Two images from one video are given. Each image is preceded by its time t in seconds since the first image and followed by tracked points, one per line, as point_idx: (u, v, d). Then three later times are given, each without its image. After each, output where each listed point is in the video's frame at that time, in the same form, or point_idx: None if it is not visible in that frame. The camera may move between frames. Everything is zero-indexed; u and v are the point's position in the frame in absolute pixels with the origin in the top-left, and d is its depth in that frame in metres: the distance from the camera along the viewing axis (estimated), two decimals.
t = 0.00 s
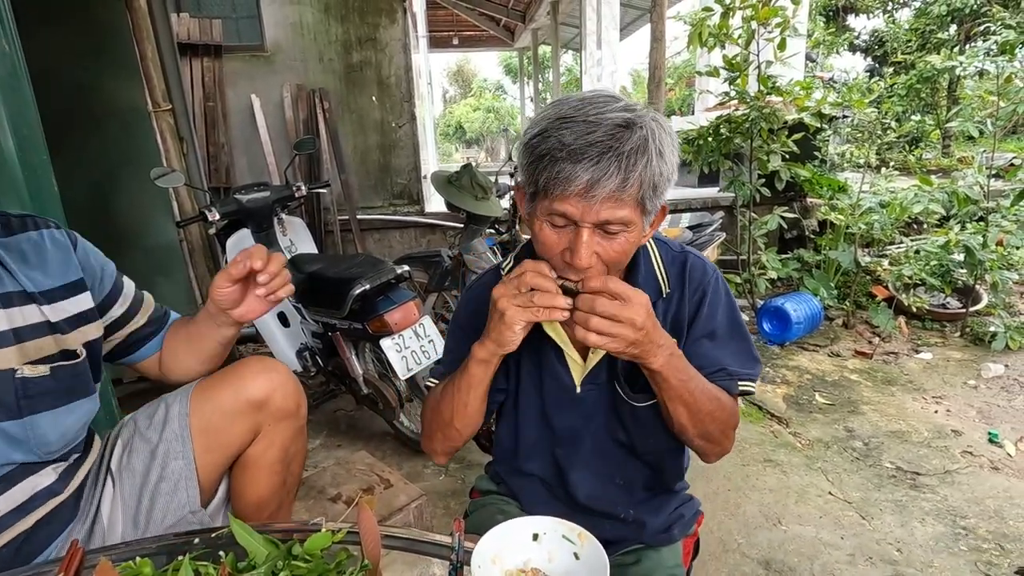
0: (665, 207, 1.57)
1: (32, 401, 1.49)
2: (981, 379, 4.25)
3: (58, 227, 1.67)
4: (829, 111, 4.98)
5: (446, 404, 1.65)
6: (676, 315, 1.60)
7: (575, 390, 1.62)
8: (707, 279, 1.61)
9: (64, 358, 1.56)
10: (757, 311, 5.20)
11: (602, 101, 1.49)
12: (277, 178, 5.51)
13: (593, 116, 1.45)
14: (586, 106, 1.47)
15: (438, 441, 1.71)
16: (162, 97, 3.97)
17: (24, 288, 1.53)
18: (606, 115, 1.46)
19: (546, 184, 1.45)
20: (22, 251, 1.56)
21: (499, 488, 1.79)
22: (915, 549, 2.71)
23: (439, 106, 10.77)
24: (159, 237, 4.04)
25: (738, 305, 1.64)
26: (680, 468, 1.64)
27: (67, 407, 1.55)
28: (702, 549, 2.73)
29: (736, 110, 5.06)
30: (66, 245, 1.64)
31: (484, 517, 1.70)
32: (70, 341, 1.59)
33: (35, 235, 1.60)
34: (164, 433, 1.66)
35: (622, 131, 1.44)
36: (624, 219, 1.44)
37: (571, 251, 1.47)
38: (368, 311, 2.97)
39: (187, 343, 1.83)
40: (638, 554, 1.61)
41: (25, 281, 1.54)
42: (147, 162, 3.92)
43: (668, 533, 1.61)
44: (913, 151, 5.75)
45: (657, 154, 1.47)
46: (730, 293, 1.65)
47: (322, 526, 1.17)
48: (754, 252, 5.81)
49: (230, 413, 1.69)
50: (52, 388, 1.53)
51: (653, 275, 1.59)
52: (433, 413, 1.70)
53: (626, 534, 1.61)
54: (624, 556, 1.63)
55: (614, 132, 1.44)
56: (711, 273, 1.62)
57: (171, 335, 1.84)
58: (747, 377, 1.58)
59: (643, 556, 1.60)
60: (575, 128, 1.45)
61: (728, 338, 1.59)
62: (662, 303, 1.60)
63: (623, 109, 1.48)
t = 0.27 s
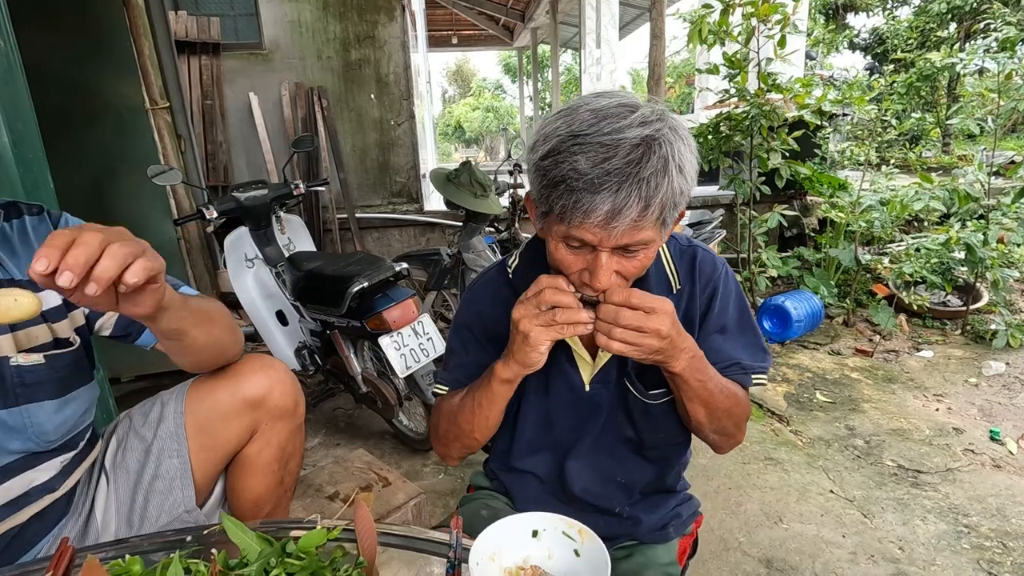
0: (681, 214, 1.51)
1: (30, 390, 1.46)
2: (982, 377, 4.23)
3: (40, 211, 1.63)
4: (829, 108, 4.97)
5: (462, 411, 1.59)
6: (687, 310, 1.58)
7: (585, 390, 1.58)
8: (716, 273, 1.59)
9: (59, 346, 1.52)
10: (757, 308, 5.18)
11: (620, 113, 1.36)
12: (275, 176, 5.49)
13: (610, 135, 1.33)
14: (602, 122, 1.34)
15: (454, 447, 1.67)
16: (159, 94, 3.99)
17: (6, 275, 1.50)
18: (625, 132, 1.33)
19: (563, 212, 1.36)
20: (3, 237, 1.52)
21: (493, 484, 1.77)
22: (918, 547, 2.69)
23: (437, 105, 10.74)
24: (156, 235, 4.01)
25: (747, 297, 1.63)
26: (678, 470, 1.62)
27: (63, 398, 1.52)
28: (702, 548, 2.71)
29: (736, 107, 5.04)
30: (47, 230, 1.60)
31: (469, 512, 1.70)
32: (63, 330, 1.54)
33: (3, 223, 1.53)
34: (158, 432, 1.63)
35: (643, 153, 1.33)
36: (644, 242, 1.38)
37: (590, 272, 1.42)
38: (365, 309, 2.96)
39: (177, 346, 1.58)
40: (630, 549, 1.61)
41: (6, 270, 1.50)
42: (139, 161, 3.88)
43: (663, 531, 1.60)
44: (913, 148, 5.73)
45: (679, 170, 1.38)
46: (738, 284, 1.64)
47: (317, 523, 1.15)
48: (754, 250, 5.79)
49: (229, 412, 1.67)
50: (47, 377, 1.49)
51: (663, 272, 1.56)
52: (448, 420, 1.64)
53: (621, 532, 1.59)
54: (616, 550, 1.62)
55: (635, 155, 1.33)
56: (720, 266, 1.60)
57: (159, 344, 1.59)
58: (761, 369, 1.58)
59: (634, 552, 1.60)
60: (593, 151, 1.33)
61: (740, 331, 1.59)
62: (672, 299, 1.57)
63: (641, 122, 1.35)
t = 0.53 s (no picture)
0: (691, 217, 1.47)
1: (21, 385, 1.44)
2: (982, 374, 4.22)
3: (36, 206, 1.60)
4: (828, 106, 4.95)
5: (467, 410, 1.56)
6: (692, 306, 1.56)
7: (584, 387, 1.57)
8: (722, 267, 1.57)
9: (48, 342, 1.50)
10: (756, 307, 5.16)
11: (634, 118, 1.30)
12: (273, 175, 5.47)
13: (622, 140, 1.28)
14: (613, 126, 1.29)
15: (457, 443, 1.65)
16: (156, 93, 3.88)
17: None
18: (637, 137, 1.28)
19: (571, 220, 1.31)
20: None
21: (486, 481, 1.75)
22: (918, 545, 2.68)
23: (436, 104, 10.71)
24: (152, 233, 3.99)
25: (752, 291, 1.62)
26: (678, 470, 1.60)
27: (55, 394, 1.50)
28: (701, 547, 2.69)
29: (734, 105, 5.02)
30: (40, 225, 1.57)
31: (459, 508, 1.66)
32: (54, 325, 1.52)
33: None
34: (143, 437, 1.58)
35: (657, 162, 1.28)
36: (653, 251, 1.34)
37: (597, 279, 1.39)
38: (362, 307, 2.94)
39: (159, 364, 1.54)
40: (625, 548, 1.59)
41: None
42: (135, 157, 3.86)
43: (660, 532, 1.57)
44: (912, 146, 5.72)
45: (691, 178, 1.34)
46: (743, 278, 1.62)
47: (307, 520, 1.13)
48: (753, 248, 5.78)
49: (216, 418, 1.62)
50: (38, 372, 1.47)
51: (668, 267, 1.54)
52: (451, 416, 1.61)
53: (616, 531, 1.57)
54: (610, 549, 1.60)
55: (648, 163, 1.28)
56: (725, 260, 1.58)
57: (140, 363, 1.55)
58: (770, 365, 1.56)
59: (628, 551, 1.57)
60: (604, 157, 1.28)
61: (747, 326, 1.57)
62: (676, 295, 1.55)
63: (654, 125, 1.30)
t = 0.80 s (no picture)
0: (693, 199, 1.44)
1: None
2: (981, 373, 4.20)
3: (14, 199, 1.57)
4: (827, 104, 4.92)
5: (462, 410, 1.53)
6: (691, 300, 1.54)
7: (581, 384, 1.54)
8: (720, 259, 1.54)
9: (26, 338, 1.47)
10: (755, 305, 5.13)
11: (625, 88, 1.30)
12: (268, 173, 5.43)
13: (615, 108, 1.27)
14: (605, 96, 1.29)
15: (454, 444, 1.61)
16: (149, 90, 3.89)
17: None
18: (630, 103, 1.28)
19: (569, 192, 1.28)
20: None
21: (479, 481, 1.72)
22: (918, 545, 2.65)
23: (434, 103, 10.67)
24: (146, 231, 3.95)
25: (751, 280, 1.59)
26: (676, 466, 1.58)
27: (34, 391, 1.47)
28: (699, 547, 2.67)
29: (733, 103, 4.99)
30: (19, 217, 1.54)
31: (450, 508, 1.63)
32: (31, 321, 1.48)
33: None
34: (127, 436, 1.56)
35: (652, 124, 1.27)
36: (657, 223, 1.29)
37: (602, 264, 1.33)
38: (357, 305, 2.91)
39: (148, 357, 1.54)
40: (621, 549, 1.56)
41: None
42: (129, 155, 3.83)
43: (656, 532, 1.54)
44: (911, 145, 5.70)
45: (690, 144, 1.31)
46: (741, 266, 1.60)
47: (290, 523, 1.10)
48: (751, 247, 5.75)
49: (201, 416, 1.59)
50: (16, 369, 1.43)
51: (666, 263, 1.51)
52: (446, 417, 1.58)
53: (612, 531, 1.55)
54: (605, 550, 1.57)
55: (644, 124, 1.27)
56: (723, 251, 1.55)
57: (128, 357, 1.55)
58: (772, 356, 1.55)
59: (624, 552, 1.55)
60: (599, 124, 1.26)
61: (748, 317, 1.55)
62: (674, 290, 1.53)
63: (646, 94, 1.30)
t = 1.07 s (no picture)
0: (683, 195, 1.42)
1: None
2: (979, 372, 4.18)
3: None
4: (825, 102, 4.90)
5: (458, 409, 1.50)
6: (682, 291, 1.51)
7: (573, 381, 1.52)
8: (709, 246, 1.52)
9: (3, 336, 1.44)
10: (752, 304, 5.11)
11: (610, 100, 1.26)
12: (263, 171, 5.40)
13: (603, 124, 1.23)
14: (591, 109, 1.24)
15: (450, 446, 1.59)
16: (142, 87, 3.84)
17: None
18: (618, 117, 1.24)
19: (562, 215, 1.26)
20: None
21: (468, 480, 1.70)
22: (915, 545, 2.64)
23: (431, 102, 10.65)
24: (139, 230, 3.92)
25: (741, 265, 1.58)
26: (670, 466, 1.56)
27: (11, 390, 1.44)
28: (695, 548, 2.65)
29: (730, 101, 4.97)
30: None
31: (436, 509, 1.60)
32: (8, 318, 1.46)
33: None
34: (108, 435, 1.54)
35: (643, 139, 1.24)
36: (650, 235, 1.30)
37: (596, 272, 1.34)
38: (350, 303, 2.88)
39: (127, 355, 1.52)
40: (611, 549, 1.54)
41: None
42: (122, 153, 3.80)
43: (647, 532, 1.52)
44: (909, 144, 5.68)
45: (680, 152, 1.29)
46: (730, 252, 1.58)
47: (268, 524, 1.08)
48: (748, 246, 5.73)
49: (184, 414, 1.57)
50: None
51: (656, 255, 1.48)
52: (441, 418, 1.55)
53: (603, 531, 1.53)
54: (596, 551, 1.55)
55: (634, 141, 1.23)
56: (711, 238, 1.53)
57: (109, 354, 1.54)
58: (767, 341, 1.54)
59: (615, 552, 1.53)
60: (588, 143, 1.23)
61: (743, 304, 1.54)
62: (664, 282, 1.50)
63: (633, 104, 1.26)
